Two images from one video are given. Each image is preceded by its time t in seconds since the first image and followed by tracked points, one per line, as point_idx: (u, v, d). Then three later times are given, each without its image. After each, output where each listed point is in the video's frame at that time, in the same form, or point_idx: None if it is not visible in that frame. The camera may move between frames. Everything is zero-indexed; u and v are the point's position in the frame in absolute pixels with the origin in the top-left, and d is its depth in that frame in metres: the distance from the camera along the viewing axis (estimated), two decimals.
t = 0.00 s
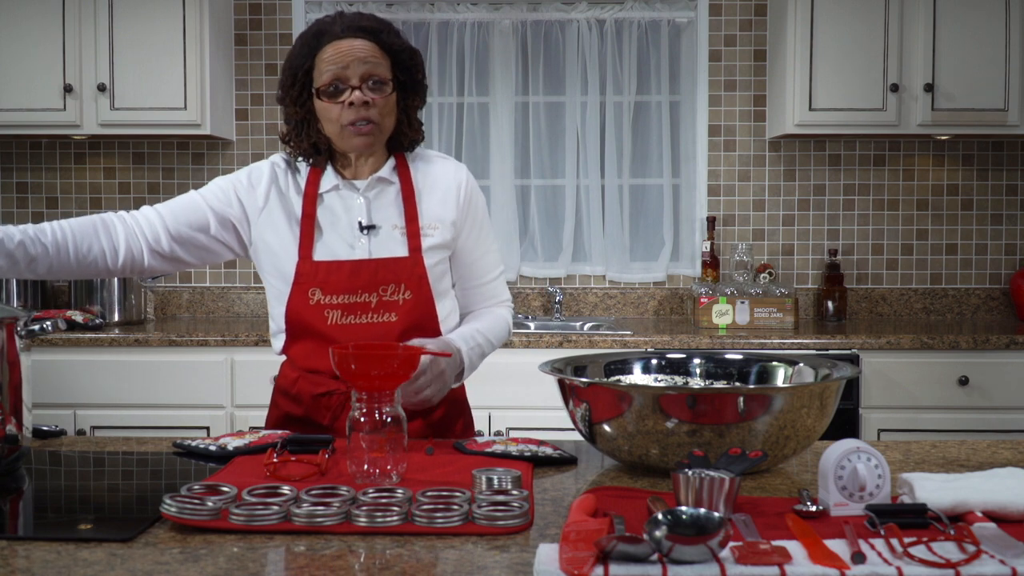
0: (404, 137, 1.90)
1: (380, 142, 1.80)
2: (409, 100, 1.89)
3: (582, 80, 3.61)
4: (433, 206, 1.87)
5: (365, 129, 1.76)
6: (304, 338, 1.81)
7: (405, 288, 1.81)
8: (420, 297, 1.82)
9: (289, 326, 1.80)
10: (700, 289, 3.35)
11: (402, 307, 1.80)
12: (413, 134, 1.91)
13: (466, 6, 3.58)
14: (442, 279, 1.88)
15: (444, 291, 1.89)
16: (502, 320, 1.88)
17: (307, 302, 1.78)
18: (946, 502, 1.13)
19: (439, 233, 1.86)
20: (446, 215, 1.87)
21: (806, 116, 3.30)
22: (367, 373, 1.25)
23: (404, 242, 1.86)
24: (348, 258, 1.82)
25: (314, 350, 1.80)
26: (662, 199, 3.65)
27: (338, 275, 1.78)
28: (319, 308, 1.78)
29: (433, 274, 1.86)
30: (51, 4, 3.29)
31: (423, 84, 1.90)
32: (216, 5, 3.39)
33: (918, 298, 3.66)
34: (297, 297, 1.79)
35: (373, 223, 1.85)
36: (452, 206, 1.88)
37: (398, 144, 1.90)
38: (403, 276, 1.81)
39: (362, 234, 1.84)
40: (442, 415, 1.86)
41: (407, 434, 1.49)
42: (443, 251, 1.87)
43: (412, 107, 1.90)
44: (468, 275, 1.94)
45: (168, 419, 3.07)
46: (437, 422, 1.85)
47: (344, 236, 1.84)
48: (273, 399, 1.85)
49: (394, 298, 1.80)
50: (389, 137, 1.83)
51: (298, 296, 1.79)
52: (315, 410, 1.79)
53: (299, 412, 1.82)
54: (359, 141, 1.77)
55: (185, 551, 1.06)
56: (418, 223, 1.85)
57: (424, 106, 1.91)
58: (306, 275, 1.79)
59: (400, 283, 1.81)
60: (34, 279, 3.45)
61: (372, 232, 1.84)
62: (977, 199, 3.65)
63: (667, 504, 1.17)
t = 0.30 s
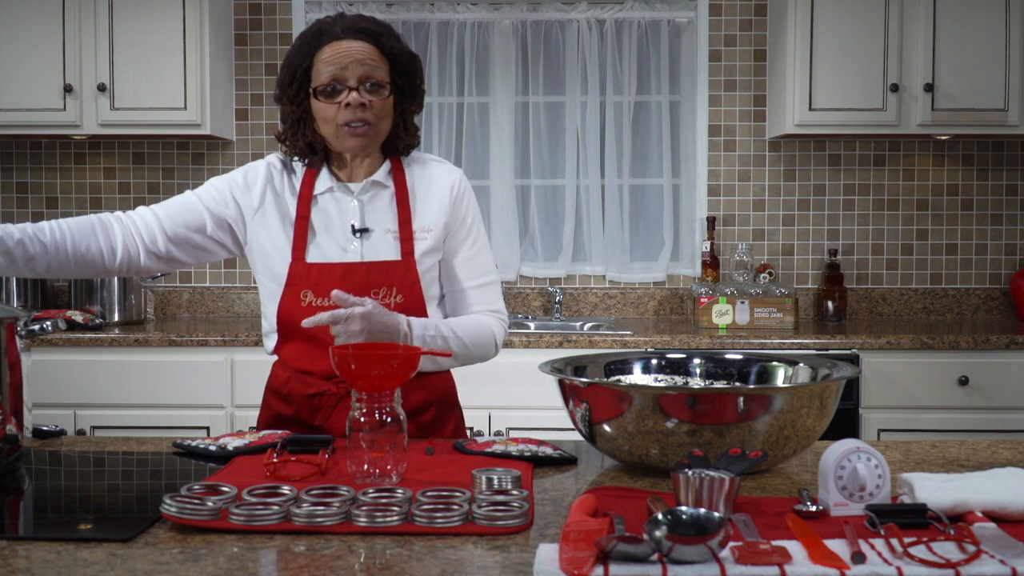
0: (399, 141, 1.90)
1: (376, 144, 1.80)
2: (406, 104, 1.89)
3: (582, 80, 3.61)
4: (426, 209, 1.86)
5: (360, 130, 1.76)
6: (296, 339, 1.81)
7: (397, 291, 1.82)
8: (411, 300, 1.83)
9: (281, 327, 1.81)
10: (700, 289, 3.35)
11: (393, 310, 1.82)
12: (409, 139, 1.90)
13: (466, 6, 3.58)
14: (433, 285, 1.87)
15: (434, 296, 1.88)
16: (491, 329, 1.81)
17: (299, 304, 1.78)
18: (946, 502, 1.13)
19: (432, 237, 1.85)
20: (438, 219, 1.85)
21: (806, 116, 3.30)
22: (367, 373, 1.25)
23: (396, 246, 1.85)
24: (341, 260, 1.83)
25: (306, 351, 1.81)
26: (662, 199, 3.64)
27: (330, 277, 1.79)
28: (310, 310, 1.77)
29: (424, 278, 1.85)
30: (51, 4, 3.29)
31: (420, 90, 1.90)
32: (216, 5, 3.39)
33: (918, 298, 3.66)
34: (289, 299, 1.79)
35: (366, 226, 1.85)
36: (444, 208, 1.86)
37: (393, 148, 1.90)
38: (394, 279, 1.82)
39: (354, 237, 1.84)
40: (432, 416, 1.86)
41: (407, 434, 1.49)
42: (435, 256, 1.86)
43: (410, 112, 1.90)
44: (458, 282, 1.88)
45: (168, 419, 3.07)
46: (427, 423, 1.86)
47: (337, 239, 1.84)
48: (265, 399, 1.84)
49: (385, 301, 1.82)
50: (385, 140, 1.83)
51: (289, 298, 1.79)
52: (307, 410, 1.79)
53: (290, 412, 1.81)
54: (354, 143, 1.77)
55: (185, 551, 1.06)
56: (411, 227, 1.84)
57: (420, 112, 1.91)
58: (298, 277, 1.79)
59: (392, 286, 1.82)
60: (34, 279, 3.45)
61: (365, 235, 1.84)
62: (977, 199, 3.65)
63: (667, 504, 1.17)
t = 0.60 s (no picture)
0: (397, 143, 1.90)
1: (374, 144, 1.80)
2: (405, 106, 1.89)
3: (582, 80, 3.61)
4: (423, 210, 1.86)
5: (358, 130, 1.76)
6: (292, 339, 1.81)
7: (394, 291, 1.83)
8: (408, 299, 1.83)
9: (277, 326, 1.81)
10: (700, 289, 3.35)
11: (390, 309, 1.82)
12: (407, 141, 1.90)
13: (466, 6, 3.58)
14: (430, 286, 1.87)
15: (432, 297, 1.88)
16: (490, 329, 1.81)
17: (295, 303, 1.78)
18: (946, 502, 1.13)
19: (429, 238, 1.84)
20: (435, 220, 1.85)
21: (806, 116, 3.30)
22: (367, 373, 1.25)
23: (394, 246, 1.85)
24: (338, 260, 1.83)
25: (302, 351, 1.81)
26: (662, 199, 3.64)
27: (327, 276, 1.79)
28: (307, 309, 1.78)
29: (423, 279, 1.85)
30: (51, 4, 3.29)
31: (419, 92, 1.90)
32: (216, 5, 3.39)
33: (918, 298, 3.66)
34: (285, 298, 1.79)
35: (364, 226, 1.85)
36: (443, 210, 1.86)
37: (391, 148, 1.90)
38: (391, 279, 1.82)
39: (352, 237, 1.84)
40: (428, 417, 1.86)
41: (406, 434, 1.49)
42: (432, 256, 1.86)
43: (408, 114, 1.90)
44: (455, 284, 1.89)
45: (168, 419, 3.07)
46: (422, 424, 1.86)
47: (334, 239, 1.84)
48: (260, 400, 1.84)
49: (382, 301, 1.82)
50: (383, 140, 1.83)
51: (286, 297, 1.79)
52: (302, 410, 1.78)
53: (285, 412, 1.81)
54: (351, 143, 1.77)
55: (185, 551, 1.06)
56: (409, 227, 1.84)
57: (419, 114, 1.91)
58: (295, 276, 1.79)
59: (389, 286, 1.82)
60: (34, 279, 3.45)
61: (362, 235, 1.84)
62: (978, 199, 3.65)
63: (668, 505, 1.17)
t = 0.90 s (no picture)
0: (397, 143, 1.90)
1: (374, 144, 1.80)
2: (405, 107, 1.89)
3: (582, 80, 3.61)
4: (424, 209, 1.86)
5: (358, 130, 1.76)
6: (292, 339, 1.81)
7: (395, 290, 1.82)
8: (409, 298, 1.83)
9: (277, 325, 1.81)
10: (700, 288, 3.35)
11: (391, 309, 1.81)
12: (407, 142, 1.90)
13: (466, 6, 3.58)
14: (431, 285, 1.87)
15: (432, 297, 1.88)
16: (491, 329, 1.82)
17: (296, 302, 1.78)
18: (946, 502, 1.13)
19: (429, 238, 1.85)
20: (436, 220, 1.85)
21: (806, 116, 3.30)
22: (368, 373, 1.25)
23: (395, 246, 1.85)
24: (339, 259, 1.83)
25: (303, 350, 1.80)
26: (662, 199, 3.64)
27: (328, 276, 1.79)
28: (308, 308, 1.78)
29: (423, 279, 1.85)
30: (51, 4, 3.29)
31: (419, 93, 1.90)
32: (216, 5, 3.39)
33: (918, 298, 3.66)
34: (286, 297, 1.79)
35: (365, 225, 1.85)
36: (443, 210, 1.86)
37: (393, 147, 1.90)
38: (392, 278, 1.82)
39: (353, 236, 1.84)
40: (428, 417, 1.86)
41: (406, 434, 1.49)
42: (433, 257, 1.86)
43: (408, 114, 1.90)
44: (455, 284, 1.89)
45: (168, 419, 3.07)
46: (423, 423, 1.86)
47: (335, 238, 1.85)
48: (259, 400, 1.84)
49: (384, 300, 1.82)
50: (383, 140, 1.83)
51: (287, 296, 1.79)
52: (302, 410, 1.78)
53: (285, 412, 1.80)
54: (351, 142, 1.77)
55: (185, 551, 1.06)
56: (409, 227, 1.84)
57: (419, 114, 1.92)
58: (296, 275, 1.79)
59: (390, 285, 1.82)
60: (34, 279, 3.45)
61: (363, 234, 1.84)
62: (977, 199, 3.65)
63: (668, 505, 1.17)
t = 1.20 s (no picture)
0: (397, 143, 1.90)
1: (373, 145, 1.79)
2: (405, 107, 1.89)
3: (582, 80, 3.61)
4: (424, 208, 1.86)
5: (359, 131, 1.75)
6: (292, 338, 1.81)
7: (395, 289, 1.82)
8: (410, 297, 1.83)
9: (277, 325, 1.81)
10: (700, 288, 3.35)
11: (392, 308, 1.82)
12: (406, 142, 1.90)
13: (466, 6, 3.58)
14: (431, 284, 1.87)
15: (432, 296, 1.88)
16: (491, 327, 1.81)
17: (297, 302, 1.79)
18: (946, 502, 1.13)
19: (429, 237, 1.85)
20: (435, 219, 1.85)
21: (806, 116, 3.30)
22: (367, 373, 1.25)
23: (395, 245, 1.85)
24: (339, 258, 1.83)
25: (303, 350, 1.81)
26: (662, 199, 3.64)
27: (328, 275, 1.80)
28: (309, 307, 1.79)
29: (424, 278, 1.85)
30: (51, 4, 3.29)
31: (419, 93, 1.90)
32: (216, 5, 3.39)
33: (918, 298, 3.66)
34: (287, 297, 1.80)
35: (364, 225, 1.85)
36: (442, 209, 1.86)
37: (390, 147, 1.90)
38: (393, 277, 1.82)
39: (353, 235, 1.84)
40: (428, 417, 1.86)
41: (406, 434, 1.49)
42: (433, 256, 1.86)
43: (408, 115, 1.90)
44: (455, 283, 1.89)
45: (168, 419, 3.07)
46: (424, 422, 1.86)
47: (336, 238, 1.85)
48: (258, 401, 1.84)
49: (384, 298, 1.82)
50: (383, 141, 1.82)
51: (287, 296, 1.80)
52: (302, 411, 1.78)
53: (285, 413, 1.80)
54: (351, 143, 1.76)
55: (185, 551, 1.06)
56: (409, 226, 1.84)
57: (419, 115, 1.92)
58: (296, 275, 1.80)
59: (391, 284, 1.82)
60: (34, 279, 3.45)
61: (363, 233, 1.84)
62: (978, 199, 3.65)
63: (667, 504, 1.17)
